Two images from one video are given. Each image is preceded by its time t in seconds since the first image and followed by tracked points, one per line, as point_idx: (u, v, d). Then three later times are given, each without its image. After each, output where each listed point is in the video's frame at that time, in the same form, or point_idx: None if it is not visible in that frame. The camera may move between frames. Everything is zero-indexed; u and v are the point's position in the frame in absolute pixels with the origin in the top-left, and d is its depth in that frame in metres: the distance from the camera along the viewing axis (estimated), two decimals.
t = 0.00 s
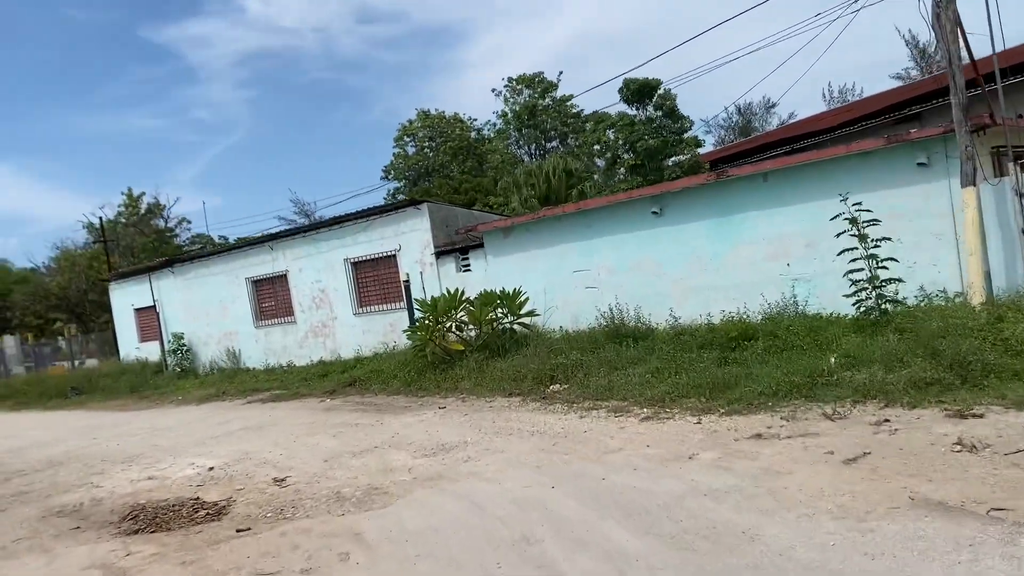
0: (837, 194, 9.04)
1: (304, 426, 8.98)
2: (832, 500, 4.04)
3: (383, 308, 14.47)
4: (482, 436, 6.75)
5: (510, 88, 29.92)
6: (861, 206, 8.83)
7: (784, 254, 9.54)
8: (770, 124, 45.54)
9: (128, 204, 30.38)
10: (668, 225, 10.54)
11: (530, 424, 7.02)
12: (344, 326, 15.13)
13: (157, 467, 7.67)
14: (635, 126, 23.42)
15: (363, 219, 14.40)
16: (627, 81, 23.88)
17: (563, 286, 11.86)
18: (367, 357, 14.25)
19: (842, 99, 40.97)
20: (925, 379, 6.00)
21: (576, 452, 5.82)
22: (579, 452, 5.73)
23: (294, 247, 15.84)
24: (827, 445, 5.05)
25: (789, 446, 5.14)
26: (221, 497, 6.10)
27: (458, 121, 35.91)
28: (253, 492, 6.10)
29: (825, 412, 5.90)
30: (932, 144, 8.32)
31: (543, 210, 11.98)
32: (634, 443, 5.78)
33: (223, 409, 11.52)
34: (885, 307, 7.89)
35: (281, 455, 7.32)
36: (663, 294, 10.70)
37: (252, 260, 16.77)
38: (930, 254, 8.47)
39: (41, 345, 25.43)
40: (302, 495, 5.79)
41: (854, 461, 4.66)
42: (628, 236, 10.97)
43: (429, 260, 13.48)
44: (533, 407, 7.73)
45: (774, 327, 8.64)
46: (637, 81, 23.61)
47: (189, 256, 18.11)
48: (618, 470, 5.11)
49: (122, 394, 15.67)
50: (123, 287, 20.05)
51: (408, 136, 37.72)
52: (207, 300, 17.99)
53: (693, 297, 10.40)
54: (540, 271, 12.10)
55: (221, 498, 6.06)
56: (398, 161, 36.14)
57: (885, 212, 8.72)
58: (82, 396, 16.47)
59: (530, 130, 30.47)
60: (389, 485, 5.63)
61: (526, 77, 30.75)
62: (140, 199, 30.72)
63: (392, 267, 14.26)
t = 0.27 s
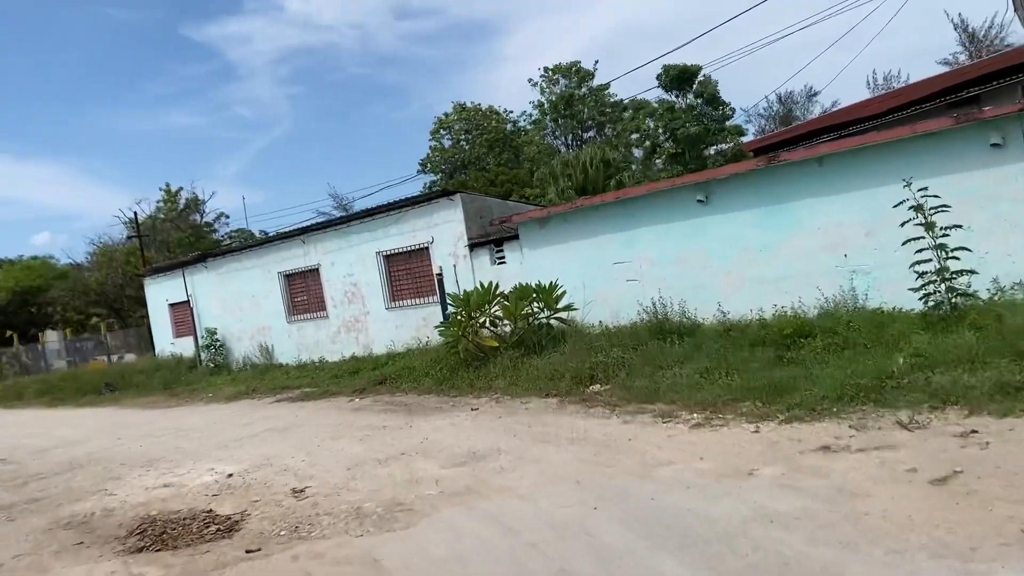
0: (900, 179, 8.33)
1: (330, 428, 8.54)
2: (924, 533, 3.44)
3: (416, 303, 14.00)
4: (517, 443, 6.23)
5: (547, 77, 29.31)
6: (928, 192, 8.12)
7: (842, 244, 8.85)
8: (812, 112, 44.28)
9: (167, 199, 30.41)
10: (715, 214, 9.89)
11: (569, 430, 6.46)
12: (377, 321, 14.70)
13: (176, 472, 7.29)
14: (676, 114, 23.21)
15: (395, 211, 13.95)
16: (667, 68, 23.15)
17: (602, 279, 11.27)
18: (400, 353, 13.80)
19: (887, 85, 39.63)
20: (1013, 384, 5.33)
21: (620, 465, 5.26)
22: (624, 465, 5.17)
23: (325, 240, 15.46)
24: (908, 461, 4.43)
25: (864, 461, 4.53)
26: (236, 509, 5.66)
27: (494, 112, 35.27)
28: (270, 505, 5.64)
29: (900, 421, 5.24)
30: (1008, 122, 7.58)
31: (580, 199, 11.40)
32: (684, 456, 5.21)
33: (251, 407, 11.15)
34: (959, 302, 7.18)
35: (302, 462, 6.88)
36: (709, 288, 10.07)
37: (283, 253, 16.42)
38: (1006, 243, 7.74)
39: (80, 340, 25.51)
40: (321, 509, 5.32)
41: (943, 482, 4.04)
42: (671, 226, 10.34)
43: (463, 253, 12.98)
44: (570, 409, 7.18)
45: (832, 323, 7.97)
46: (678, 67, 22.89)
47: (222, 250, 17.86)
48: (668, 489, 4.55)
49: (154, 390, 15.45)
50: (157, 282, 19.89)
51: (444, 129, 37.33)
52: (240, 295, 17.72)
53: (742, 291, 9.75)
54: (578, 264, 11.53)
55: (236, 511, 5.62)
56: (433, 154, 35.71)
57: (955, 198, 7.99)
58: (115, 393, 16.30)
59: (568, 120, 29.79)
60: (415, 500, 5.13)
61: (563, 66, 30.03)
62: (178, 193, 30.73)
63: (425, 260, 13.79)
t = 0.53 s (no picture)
0: (970, 163, 7.60)
1: (351, 433, 8.04)
2: None
3: (445, 299, 13.48)
4: (549, 456, 5.66)
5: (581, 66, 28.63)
6: (1002, 178, 7.38)
7: (903, 236, 8.13)
8: (853, 102, 43.01)
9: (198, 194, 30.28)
10: (763, 204, 9.22)
11: (606, 441, 5.88)
12: (405, 318, 14.21)
13: (186, 481, 6.85)
14: (715, 101, 22.46)
15: (422, 203, 13.44)
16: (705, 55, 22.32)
17: (641, 274, 10.64)
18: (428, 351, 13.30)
19: (932, 73, 38.28)
20: None
21: (666, 485, 4.68)
22: (672, 487, 4.59)
23: (352, 234, 14.94)
24: (1007, 488, 3.80)
25: (954, 488, 3.91)
26: (243, 528, 5.18)
27: (527, 105, 34.56)
28: (279, 523, 5.16)
29: (990, 437, 4.58)
30: None
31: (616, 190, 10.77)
32: (740, 476, 4.61)
33: (274, 408, 10.73)
34: None
35: (318, 472, 6.39)
36: (757, 284, 9.39)
37: (309, 248, 15.97)
38: None
39: (111, 336, 25.43)
40: (333, 530, 4.81)
41: None
42: (715, 217, 9.69)
43: (493, 246, 12.43)
44: (608, 417, 6.60)
45: (895, 322, 7.28)
46: (717, 53, 22.08)
47: (248, 245, 17.48)
48: (723, 517, 3.97)
49: (180, 389, 15.15)
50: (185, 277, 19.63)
51: (476, 121, 36.77)
52: (266, 291, 17.32)
53: (793, 287, 9.07)
54: (614, 258, 10.91)
55: (243, 530, 5.14)
56: (465, 148, 35.17)
57: None
58: (141, 391, 16.04)
59: (603, 110, 29.07)
60: (435, 523, 4.60)
61: (597, 55, 29.25)
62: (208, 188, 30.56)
63: (454, 254, 13.26)
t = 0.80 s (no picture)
0: None
1: (367, 440, 7.54)
2: None
3: (469, 297, 12.95)
4: (579, 473, 5.10)
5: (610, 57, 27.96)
6: None
7: (965, 229, 7.45)
8: (889, 94, 41.83)
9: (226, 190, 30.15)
10: (808, 196, 8.58)
11: (641, 457, 5.31)
12: (428, 316, 13.70)
13: (187, 493, 6.39)
14: (750, 92, 21.75)
15: (446, 197, 12.92)
16: (739, 43, 21.59)
17: (676, 272, 10.04)
18: (451, 351, 12.79)
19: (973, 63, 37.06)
20: None
21: (712, 513, 4.11)
22: (718, 516, 4.02)
23: (374, 230, 14.45)
24: None
25: None
26: (239, 553, 4.69)
27: (555, 98, 33.87)
28: (278, 548, 4.65)
29: None
30: None
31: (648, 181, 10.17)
32: (797, 505, 4.03)
33: (290, 411, 10.28)
34: None
35: (327, 487, 5.89)
36: (802, 282, 8.76)
37: (329, 244, 15.53)
38: None
39: (135, 333, 25.26)
40: (334, 559, 4.29)
41: None
42: (756, 210, 9.06)
43: (519, 242, 11.88)
44: (643, 428, 6.03)
45: (960, 324, 6.62)
46: (751, 42, 21.34)
47: (269, 241, 17.07)
48: (783, 558, 3.39)
49: (198, 388, 14.79)
50: (207, 274, 19.34)
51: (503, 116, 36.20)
52: (287, 288, 16.89)
53: (842, 286, 8.42)
54: (647, 255, 10.32)
55: (239, 555, 4.65)
56: (493, 141, 34.63)
57: None
58: (160, 390, 15.71)
59: (633, 101, 28.41)
60: (449, 554, 4.07)
61: (626, 45, 28.54)
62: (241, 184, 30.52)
63: (478, 250, 12.73)
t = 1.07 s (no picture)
0: None
1: (375, 448, 7.04)
2: None
3: (487, 294, 12.42)
4: (602, 497, 4.55)
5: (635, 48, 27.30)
6: None
7: None
8: (919, 86, 40.76)
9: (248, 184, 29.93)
10: (850, 188, 7.94)
11: (671, 478, 4.75)
12: (445, 314, 13.20)
13: (178, 507, 5.91)
14: (779, 83, 21.04)
15: (463, 190, 12.39)
16: (768, 32, 20.86)
17: (706, 269, 9.44)
18: (469, 350, 12.27)
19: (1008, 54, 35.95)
20: None
21: (758, 551, 3.54)
22: (765, 555, 3.45)
23: (389, 224, 13.95)
24: None
25: None
26: None
27: (578, 90, 33.24)
28: None
29: None
30: None
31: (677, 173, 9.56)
32: (858, 545, 3.45)
33: (298, 412, 9.81)
34: None
35: (326, 504, 5.38)
36: (843, 281, 8.12)
37: (343, 238, 15.07)
38: None
39: (153, 328, 25.01)
40: None
41: None
42: (793, 204, 8.43)
43: (539, 236, 11.33)
44: (673, 443, 5.47)
45: None
46: (781, 30, 20.61)
47: (284, 235, 16.63)
48: None
49: (210, 386, 14.40)
50: (222, 269, 18.98)
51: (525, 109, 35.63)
52: (302, 283, 16.45)
53: (887, 286, 7.78)
54: (675, 251, 9.72)
55: None
56: (515, 135, 34.07)
57: None
58: (172, 387, 15.35)
59: (658, 93, 27.74)
60: None
61: (651, 36, 27.84)
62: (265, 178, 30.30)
63: (496, 245, 12.20)
